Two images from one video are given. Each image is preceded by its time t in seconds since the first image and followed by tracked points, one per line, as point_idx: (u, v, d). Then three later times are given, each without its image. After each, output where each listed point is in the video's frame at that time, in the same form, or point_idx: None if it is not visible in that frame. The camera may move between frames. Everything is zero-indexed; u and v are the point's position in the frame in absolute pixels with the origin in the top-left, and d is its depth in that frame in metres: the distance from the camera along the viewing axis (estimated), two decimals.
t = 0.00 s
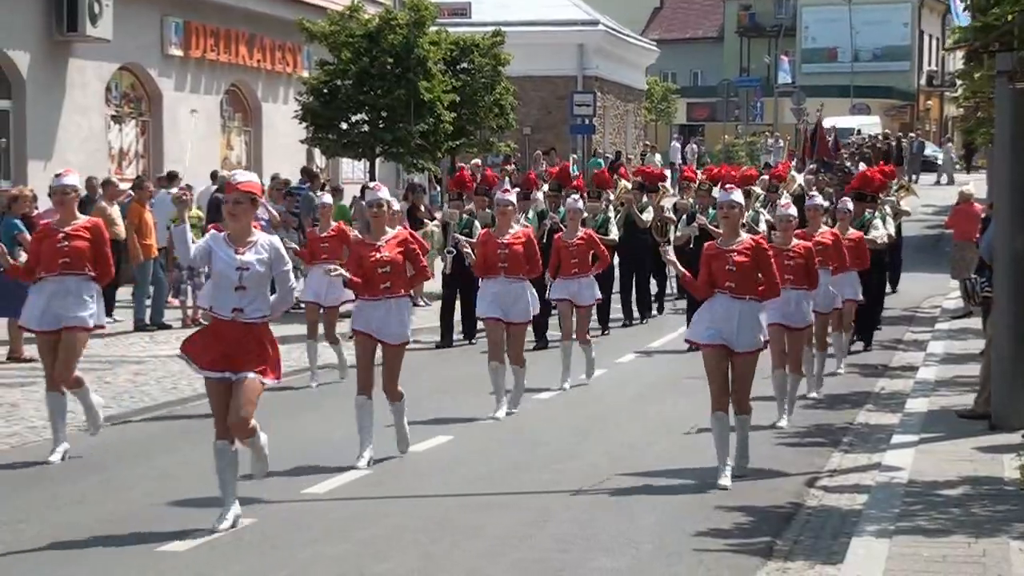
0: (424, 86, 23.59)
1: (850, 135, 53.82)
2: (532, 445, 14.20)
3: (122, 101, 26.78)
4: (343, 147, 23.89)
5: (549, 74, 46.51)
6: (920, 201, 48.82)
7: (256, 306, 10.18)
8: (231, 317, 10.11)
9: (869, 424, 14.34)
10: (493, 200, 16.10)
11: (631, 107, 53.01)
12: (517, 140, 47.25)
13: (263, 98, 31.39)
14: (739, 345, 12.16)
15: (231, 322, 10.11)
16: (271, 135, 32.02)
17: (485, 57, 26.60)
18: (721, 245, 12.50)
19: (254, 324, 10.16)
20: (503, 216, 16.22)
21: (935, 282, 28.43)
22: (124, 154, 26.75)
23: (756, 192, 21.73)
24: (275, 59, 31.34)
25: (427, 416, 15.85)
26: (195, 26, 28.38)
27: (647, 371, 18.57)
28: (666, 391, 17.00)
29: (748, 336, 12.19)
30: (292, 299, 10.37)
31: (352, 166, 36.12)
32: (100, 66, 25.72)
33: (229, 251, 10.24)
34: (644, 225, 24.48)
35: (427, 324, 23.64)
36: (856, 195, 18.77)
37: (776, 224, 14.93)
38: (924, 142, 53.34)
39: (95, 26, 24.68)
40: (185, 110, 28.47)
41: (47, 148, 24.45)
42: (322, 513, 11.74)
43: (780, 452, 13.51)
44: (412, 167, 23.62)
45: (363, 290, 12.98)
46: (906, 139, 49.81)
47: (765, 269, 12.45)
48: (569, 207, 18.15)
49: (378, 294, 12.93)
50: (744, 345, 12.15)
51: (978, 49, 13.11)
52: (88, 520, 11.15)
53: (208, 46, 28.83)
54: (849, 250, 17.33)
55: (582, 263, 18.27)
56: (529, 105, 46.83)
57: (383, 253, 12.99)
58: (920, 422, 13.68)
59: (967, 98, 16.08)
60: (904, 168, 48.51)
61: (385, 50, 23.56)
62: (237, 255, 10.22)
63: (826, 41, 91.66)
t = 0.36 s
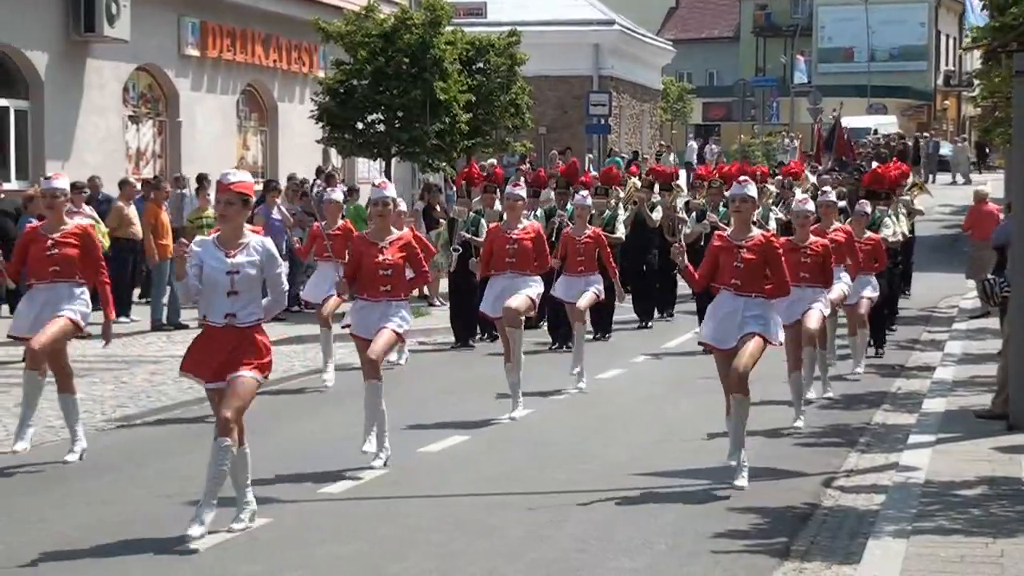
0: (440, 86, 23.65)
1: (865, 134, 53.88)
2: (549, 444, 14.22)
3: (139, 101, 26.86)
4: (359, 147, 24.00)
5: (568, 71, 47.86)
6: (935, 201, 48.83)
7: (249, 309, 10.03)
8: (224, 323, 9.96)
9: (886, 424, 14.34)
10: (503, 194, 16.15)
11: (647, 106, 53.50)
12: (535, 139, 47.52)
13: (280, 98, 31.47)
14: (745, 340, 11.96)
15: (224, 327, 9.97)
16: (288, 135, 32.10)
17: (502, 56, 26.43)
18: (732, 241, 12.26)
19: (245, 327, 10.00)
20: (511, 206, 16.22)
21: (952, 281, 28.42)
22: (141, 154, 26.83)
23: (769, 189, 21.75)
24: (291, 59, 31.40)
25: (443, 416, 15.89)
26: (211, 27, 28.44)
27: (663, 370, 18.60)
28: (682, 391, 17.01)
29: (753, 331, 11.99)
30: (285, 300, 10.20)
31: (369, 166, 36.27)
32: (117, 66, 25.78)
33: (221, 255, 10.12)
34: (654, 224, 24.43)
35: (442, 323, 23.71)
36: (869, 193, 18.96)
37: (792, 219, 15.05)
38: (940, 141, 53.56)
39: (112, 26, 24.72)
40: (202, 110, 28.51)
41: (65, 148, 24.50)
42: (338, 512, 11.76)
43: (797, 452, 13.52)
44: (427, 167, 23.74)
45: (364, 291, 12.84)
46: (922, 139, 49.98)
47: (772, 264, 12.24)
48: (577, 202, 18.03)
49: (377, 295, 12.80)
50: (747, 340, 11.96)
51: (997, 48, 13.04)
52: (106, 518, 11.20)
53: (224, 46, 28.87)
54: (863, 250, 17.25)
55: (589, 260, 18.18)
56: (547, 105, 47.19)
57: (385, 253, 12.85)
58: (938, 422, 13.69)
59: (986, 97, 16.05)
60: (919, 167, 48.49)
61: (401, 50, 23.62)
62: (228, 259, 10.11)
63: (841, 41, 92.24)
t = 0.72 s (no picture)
0: (455, 85, 23.71)
1: (881, 134, 53.88)
2: (563, 444, 14.24)
3: (156, 101, 26.93)
4: (374, 147, 24.09)
5: (584, 71, 48.29)
6: (952, 201, 48.85)
7: (233, 311, 9.48)
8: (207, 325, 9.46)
9: (903, 424, 14.35)
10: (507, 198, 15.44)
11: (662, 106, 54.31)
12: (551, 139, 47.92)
13: (296, 98, 31.54)
14: (747, 346, 11.38)
15: (207, 329, 9.47)
16: (303, 135, 32.19)
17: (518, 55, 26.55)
18: (734, 242, 11.73)
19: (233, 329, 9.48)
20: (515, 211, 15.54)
21: (968, 281, 28.40)
22: (157, 154, 26.88)
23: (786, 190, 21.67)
24: (306, 59, 31.49)
25: (458, 416, 15.94)
26: (227, 26, 28.49)
27: (679, 370, 18.62)
28: (698, 391, 17.02)
29: (756, 337, 11.39)
30: (275, 301, 9.58)
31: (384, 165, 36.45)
32: (133, 66, 25.81)
33: (204, 252, 9.54)
34: (661, 226, 24.19)
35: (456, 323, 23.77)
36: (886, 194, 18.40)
37: (806, 220, 14.79)
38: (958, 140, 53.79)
39: (128, 26, 24.76)
40: (217, 109, 28.54)
41: (81, 148, 24.57)
42: (351, 512, 11.76)
43: (813, 451, 13.52)
44: (442, 166, 23.81)
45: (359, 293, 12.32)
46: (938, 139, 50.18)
47: (777, 268, 11.66)
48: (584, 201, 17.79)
49: (371, 297, 12.26)
50: (749, 346, 11.37)
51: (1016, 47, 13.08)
52: (121, 517, 11.21)
53: (239, 45, 28.91)
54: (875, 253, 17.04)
55: (593, 263, 17.61)
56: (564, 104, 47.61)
57: (381, 252, 12.34)
58: (954, 423, 13.72)
59: (1005, 96, 16.05)
60: (936, 167, 48.43)
61: (416, 49, 23.66)
62: (211, 257, 9.52)
63: (858, 39, 92.63)
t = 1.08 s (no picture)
0: (468, 84, 23.75)
1: (894, 133, 53.98)
2: (576, 443, 14.26)
3: (170, 100, 26.96)
4: (387, 146, 24.12)
5: (597, 71, 48.75)
6: (965, 199, 48.99)
7: (216, 325, 9.23)
8: (190, 340, 9.15)
9: (916, 423, 14.36)
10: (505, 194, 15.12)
11: (673, 105, 54.81)
12: (564, 137, 48.29)
13: (309, 97, 31.63)
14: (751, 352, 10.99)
15: (189, 345, 9.16)
16: (317, 134, 32.29)
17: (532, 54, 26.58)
18: (732, 246, 11.26)
19: (215, 345, 9.19)
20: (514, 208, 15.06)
21: (982, 280, 28.41)
22: (171, 153, 26.91)
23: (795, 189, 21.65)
24: (320, 58, 31.56)
25: (470, 415, 15.97)
26: (241, 25, 28.54)
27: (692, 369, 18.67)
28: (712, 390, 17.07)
29: (759, 344, 11.02)
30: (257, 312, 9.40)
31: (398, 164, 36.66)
32: (147, 66, 25.87)
33: (185, 265, 9.31)
34: (666, 226, 24.53)
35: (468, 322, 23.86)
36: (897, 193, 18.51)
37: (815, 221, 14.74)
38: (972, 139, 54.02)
39: (142, 25, 24.80)
40: (231, 108, 28.60)
41: (95, 147, 24.63)
42: (363, 511, 11.76)
43: (826, 451, 13.53)
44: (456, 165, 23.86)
45: (353, 298, 11.92)
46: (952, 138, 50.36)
47: (774, 269, 11.26)
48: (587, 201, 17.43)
49: (368, 302, 11.87)
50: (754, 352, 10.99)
51: None
52: (133, 514, 11.19)
53: (253, 45, 28.96)
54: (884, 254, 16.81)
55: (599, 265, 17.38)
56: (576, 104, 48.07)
57: (377, 256, 11.94)
58: (968, 422, 13.73)
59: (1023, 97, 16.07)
60: (949, 166, 48.61)
61: (429, 49, 23.72)
62: (192, 270, 9.29)
63: (871, 39, 93.11)
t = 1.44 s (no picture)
0: (481, 78, 23.78)
1: (908, 127, 54.09)
2: (589, 438, 14.29)
3: (184, 95, 26.97)
4: (400, 140, 24.14)
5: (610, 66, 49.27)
6: (980, 194, 49.15)
7: (199, 310, 8.99)
8: (173, 326, 8.92)
9: (931, 418, 14.38)
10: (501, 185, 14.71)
11: (688, 99, 55.22)
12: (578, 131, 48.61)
13: (322, 91, 31.69)
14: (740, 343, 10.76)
15: (171, 329, 8.93)
16: (330, 128, 32.38)
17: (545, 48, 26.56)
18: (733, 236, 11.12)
19: (198, 329, 8.97)
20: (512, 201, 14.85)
21: (997, 274, 28.48)
22: (186, 147, 26.92)
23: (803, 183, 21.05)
24: (333, 52, 31.65)
25: (484, 410, 16.04)
26: (254, 19, 28.57)
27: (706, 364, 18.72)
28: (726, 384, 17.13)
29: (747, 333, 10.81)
30: (241, 296, 9.19)
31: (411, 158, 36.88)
32: (161, 60, 25.89)
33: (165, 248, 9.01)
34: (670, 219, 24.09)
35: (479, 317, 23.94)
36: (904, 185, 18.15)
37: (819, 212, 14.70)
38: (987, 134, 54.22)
39: (156, 20, 24.82)
40: (244, 103, 28.63)
41: (110, 142, 24.67)
42: (379, 505, 11.77)
43: (841, 445, 13.55)
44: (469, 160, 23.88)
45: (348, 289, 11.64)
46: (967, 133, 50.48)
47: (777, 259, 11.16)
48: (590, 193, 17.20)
49: (364, 292, 11.61)
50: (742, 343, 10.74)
51: None
52: (148, 509, 11.15)
53: (266, 40, 28.98)
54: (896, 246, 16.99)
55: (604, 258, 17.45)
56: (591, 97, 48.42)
57: (373, 244, 11.70)
58: (983, 416, 13.76)
59: None
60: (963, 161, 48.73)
61: (443, 43, 23.77)
62: (173, 252, 8.99)
63: (885, 34, 93.46)
